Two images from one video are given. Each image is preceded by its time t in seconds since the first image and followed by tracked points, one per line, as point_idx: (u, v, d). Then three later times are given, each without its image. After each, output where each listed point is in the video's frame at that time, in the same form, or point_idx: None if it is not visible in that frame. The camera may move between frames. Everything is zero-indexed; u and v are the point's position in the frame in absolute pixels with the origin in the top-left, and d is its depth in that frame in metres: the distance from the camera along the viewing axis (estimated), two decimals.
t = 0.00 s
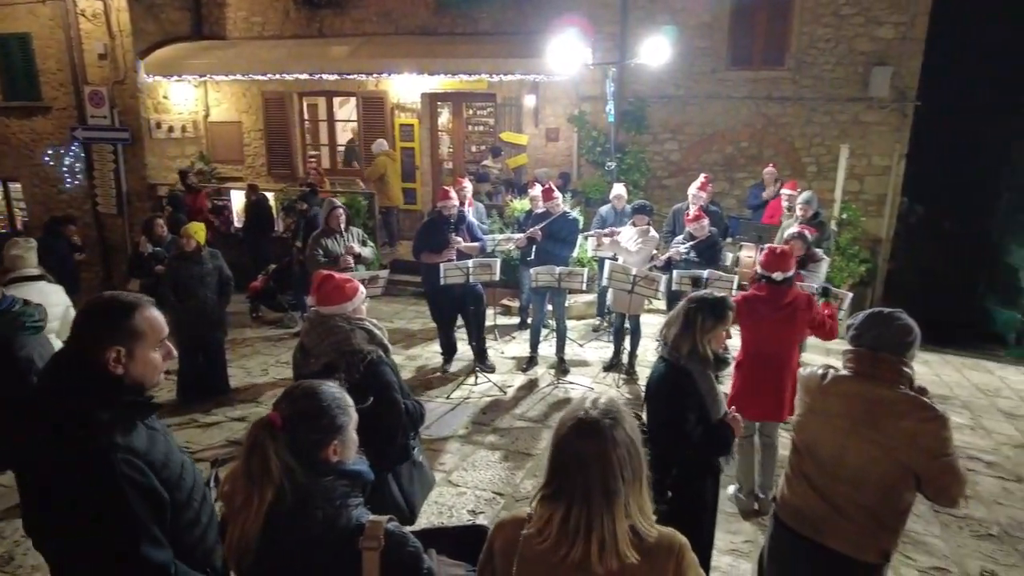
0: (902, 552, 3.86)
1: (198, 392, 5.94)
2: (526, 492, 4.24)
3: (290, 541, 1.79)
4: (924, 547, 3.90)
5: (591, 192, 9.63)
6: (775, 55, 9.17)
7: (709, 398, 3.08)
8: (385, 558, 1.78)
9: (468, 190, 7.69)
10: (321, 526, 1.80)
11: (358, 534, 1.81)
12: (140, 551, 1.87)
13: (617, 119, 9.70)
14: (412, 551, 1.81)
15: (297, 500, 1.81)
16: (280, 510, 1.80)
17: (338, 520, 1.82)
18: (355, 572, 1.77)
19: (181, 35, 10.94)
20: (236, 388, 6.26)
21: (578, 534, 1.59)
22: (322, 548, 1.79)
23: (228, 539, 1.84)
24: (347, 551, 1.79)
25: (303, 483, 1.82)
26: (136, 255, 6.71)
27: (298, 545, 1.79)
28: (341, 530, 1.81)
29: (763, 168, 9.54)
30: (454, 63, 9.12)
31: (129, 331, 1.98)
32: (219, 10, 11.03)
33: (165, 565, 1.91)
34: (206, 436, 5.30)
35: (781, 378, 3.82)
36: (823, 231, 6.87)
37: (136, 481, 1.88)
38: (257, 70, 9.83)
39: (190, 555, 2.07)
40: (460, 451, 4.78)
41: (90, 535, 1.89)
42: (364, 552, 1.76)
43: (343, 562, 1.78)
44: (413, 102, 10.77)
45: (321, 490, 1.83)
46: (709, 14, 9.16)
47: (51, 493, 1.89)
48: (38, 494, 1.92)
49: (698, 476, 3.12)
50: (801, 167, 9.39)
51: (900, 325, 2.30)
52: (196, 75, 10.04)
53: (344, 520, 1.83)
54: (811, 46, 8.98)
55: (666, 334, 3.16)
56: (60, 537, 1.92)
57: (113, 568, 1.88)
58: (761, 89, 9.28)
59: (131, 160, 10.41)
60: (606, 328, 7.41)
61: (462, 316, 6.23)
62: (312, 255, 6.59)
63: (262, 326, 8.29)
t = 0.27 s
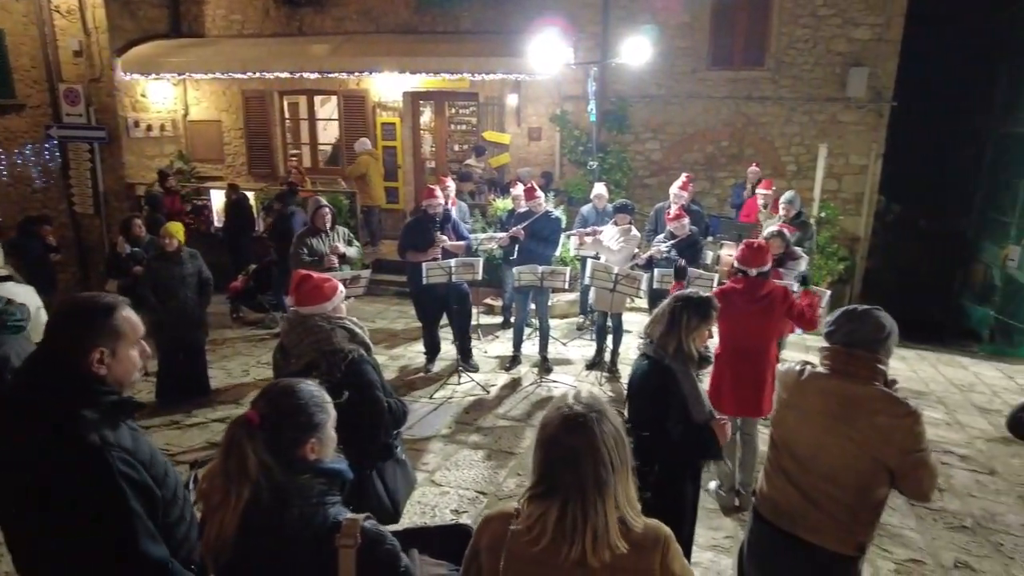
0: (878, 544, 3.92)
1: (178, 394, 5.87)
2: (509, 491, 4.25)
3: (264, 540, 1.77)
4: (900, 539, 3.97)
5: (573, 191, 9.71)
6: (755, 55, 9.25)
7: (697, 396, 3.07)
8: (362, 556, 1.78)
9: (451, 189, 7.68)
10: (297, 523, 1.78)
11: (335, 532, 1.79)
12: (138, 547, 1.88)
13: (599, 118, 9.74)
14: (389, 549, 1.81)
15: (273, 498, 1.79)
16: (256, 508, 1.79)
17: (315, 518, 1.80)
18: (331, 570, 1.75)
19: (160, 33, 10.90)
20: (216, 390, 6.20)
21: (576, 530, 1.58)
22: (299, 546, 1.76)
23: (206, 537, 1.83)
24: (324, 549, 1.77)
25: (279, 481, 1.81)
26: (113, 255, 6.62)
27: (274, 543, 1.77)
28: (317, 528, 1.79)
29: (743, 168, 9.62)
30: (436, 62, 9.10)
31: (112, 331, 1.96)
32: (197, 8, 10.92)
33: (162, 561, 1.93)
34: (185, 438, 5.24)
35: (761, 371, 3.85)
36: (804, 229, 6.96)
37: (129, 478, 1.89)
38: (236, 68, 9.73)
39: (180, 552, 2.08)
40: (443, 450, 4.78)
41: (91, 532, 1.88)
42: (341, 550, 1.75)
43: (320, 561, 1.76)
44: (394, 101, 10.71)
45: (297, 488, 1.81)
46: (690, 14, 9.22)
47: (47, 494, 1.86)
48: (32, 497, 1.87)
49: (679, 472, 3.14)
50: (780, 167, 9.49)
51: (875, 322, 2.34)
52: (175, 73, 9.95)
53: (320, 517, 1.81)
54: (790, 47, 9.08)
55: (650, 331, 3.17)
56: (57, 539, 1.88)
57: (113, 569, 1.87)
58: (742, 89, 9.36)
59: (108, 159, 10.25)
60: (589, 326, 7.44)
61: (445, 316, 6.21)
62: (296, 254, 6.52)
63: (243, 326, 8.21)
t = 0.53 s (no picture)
0: (857, 538, 3.97)
1: (157, 396, 5.80)
2: (493, 490, 4.26)
3: (240, 538, 1.77)
4: (877, 532, 4.03)
5: (556, 190, 9.72)
6: (736, 56, 9.33)
7: (672, 394, 3.11)
8: (337, 556, 1.77)
9: (434, 189, 7.67)
10: (275, 522, 1.77)
11: (311, 531, 1.78)
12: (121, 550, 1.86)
13: (582, 118, 9.76)
14: (366, 549, 1.81)
15: (250, 498, 1.79)
16: (234, 508, 1.79)
17: (293, 518, 1.79)
18: (307, 570, 1.74)
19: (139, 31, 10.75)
20: (196, 391, 6.14)
21: (576, 527, 1.58)
22: (276, 546, 1.76)
23: (183, 535, 1.83)
24: (300, 549, 1.76)
25: (257, 481, 1.80)
26: (92, 256, 6.53)
27: (251, 543, 1.76)
28: (294, 527, 1.78)
29: (725, 167, 9.70)
30: (420, 61, 9.07)
31: (84, 335, 1.89)
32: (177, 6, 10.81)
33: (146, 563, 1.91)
34: (166, 440, 5.18)
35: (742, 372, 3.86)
36: (785, 229, 7.03)
37: (112, 479, 1.88)
38: (217, 66, 9.64)
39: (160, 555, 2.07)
40: (427, 450, 4.77)
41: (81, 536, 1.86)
42: (315, 549, 1.74)
43: (296, 561, 1.75)
44: (377, 100, 10.65)
45: (274, 487, 1.80)
46: (672, 14, 9.28)
47: (47, 494, 1.81)
48: (27, 498, 1.81)
49: (662, 470, 3.17)
50: (761, 166, 9.58)
51: (859, 321, 2.36)
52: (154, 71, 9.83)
53: (298, 517, 1.80)
54: (770, 47, 9.17)
55: (632, 328, 3.18)
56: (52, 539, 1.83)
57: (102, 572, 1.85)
58: (724, 89, 9.43)
59: (85, 159, 10.10)
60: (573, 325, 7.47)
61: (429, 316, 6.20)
62: (280, 254, 6.48)
63: (224, 327, 8.14)
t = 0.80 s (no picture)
0: (837, 532, 4.03)
1: (138, 398, 5.73)
2: (478, 489, 4.26)
3: (218, 539, 1.76)
4: (856, 527, 4.09)
5: (540, 190, 9.75)
6: (718, 56, 9.40)
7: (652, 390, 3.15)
8: (315, 557, 1.75)
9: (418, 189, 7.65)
10: (253, 523, 1.76)
11: (288, 531, 1.76)
12: None
13: (565, 118, 9.80)
14: (345, 550, 1.78)
15: (228, 498, 1.79)
16: (211, 508, 1.79)
17: (271, 519, 1.77)
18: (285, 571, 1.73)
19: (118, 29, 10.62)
20: (178, 394, 6.07)
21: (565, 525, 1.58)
22: (253, 547, 1.74)
23: (163, 537, 1.84)
24: (278, 549, 1.74)
25: (233, 481, 1.79)
26: (70, 257, 6.44)
27: (228, 544, 1.75)
28: (272, 527, 1.76)
29: (707, 167, 9.77)
30: (403, 61, 9.06)
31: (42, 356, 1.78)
32: (156, 4, 10.69)
33: None
34: (148, 442, 5.13)
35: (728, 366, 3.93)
36: (767, 228, 7.10)
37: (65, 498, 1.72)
38: (197, 66, 9.55)
39: None
40: (412, 450, 4.77)
41: (79, 536, 1.76)
42: (293, 550, 1.72)
43: (274, 562, 1.74)
44: (360, 99, 10.60)
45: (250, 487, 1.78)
46: (654, 15, 9.34)
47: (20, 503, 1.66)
48: None
49: (645, 467, 3.19)
50: (743, 166, 9.67)
51: (838, 319, 2.39)
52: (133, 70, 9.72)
53: (276, 517, 1.77)
54: (751, 48, 9.26)
55: (614, 327, 3.21)
56: None
57: None
58: (706, 89, 9.50)
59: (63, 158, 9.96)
60: (557, 325, 7.49)
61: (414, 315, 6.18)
62: (263, 253, 6.44)
63: (206, 329, 8.06)
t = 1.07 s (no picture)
0: (818, 526, 4.07)
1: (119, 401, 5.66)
2: (464, 489, 4.26)
3: (200, 540, 1.75)
4: (837, 521, 4.14)
5: (525, 189, 9.75)
6: (701, 56, 9.47)
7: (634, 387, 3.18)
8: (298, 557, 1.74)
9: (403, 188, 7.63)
10: (236, 522, 1.75)
11: (273, 531, 1.75)
12: None
13: (550, 117, 9.81)
14: (328, 549, 1.77)
15: (210, 499, 1.77)
16: (193, 509, 1.77)
17: (255, 518, 1.76)
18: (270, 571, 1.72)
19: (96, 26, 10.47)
20: (159, 395, 6.01)
21: (550, 525, 1.59)
22: (236, 547, 1.74)
23: (144, 539, 1.85)
24: (262, 548, 1.73)
25: (216, 481, 1.78)
26: (50, 258, 6.35)
27: (210, 545, 1.74)
28: (255, 526, 1.75)
29: (691, 166, 9.83)
30: (387, 60, 9.02)
31: None
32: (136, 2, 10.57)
33: None
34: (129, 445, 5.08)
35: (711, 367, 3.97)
36: (749, 227, 7.16)
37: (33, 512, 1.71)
38: (178, 64, 9.46)
39: None
40: (397, 451, 4.76)
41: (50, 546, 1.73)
42: (277, 551, 1.71)
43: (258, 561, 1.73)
44: (343, 98, 10.53)
45: (233, 487, 1.77)
46: (637, 15, 9.38)
47: None
48: None
49: (629, 464, 3.21)
50: (726, 165, 9.75)
51: (818, 316, 2.41)
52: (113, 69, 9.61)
53: (259, 516, 1.76)
54: (733, 49, 9.34)
55: (597, 325, 3.23)
56: None
57: None
58: (689, 89, 9.56)
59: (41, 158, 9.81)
60: (542, 324, 7.51)
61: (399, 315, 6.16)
62: (245, 254, 6.39)
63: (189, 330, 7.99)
